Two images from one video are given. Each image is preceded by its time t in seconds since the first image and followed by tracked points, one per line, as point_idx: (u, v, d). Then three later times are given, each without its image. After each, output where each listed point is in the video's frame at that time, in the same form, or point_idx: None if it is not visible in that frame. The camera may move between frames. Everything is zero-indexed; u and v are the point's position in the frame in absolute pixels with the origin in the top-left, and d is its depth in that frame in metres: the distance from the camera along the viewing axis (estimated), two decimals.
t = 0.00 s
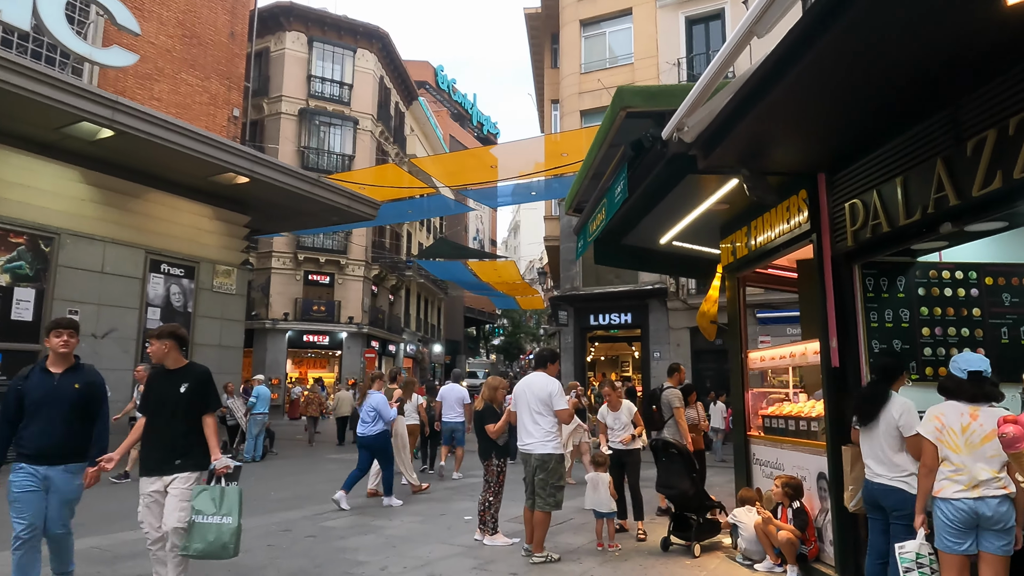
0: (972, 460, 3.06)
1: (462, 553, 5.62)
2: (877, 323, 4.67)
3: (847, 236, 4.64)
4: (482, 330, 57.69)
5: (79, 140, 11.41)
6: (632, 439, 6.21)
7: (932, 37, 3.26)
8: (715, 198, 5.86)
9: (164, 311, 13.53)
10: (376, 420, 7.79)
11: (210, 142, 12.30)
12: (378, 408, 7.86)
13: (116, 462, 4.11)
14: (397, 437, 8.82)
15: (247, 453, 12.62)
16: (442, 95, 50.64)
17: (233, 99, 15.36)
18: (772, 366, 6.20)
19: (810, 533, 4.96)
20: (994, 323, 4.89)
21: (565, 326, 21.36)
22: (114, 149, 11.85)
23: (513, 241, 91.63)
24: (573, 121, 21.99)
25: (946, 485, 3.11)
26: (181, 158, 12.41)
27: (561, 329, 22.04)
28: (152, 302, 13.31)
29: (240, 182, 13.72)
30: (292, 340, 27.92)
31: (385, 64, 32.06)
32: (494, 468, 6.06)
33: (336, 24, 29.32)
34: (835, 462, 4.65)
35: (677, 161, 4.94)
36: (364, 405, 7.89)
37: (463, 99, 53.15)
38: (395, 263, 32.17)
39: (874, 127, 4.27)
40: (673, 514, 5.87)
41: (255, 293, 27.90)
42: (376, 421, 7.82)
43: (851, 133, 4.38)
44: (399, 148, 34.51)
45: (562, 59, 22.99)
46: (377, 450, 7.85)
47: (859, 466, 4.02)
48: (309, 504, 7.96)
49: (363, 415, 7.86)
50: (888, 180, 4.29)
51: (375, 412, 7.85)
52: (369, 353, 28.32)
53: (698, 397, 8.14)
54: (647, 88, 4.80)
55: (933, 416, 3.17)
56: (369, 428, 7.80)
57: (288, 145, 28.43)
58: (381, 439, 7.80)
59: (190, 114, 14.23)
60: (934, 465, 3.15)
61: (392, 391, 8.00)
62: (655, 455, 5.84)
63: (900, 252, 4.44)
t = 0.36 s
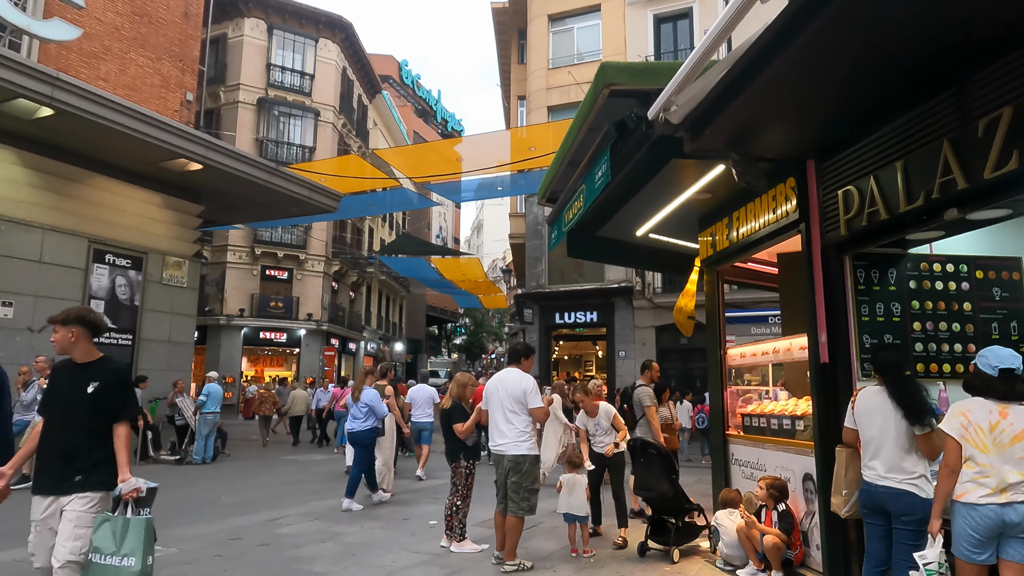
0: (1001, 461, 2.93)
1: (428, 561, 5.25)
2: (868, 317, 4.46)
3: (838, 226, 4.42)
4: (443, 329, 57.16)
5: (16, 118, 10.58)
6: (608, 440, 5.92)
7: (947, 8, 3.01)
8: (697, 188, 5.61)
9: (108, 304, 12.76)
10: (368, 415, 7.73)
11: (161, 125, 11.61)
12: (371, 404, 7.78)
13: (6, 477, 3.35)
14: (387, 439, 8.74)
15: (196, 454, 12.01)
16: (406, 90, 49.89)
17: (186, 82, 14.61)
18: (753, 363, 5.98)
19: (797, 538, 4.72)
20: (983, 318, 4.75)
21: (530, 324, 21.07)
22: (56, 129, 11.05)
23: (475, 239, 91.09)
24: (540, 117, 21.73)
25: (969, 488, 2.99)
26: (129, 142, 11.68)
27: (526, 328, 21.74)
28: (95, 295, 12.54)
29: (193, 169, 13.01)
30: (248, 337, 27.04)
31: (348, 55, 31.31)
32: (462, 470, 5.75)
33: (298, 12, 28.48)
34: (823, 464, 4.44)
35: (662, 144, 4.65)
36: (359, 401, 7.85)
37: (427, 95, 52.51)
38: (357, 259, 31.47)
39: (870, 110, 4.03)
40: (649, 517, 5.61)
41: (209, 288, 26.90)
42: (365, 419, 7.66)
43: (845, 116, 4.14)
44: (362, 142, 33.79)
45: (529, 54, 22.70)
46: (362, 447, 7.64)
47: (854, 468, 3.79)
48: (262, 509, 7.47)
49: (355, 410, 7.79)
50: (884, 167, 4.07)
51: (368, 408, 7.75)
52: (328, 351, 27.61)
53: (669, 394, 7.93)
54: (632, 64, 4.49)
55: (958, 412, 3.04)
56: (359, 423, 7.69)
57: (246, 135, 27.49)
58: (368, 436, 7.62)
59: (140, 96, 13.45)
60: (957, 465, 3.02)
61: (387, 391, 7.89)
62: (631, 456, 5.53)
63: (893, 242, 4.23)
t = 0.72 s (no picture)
0: None
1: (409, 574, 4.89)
2: (878, 315, 4.24)
3: (849, 218, 4.19)
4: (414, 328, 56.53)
5: None
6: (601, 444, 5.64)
7: None
8: (693, 180, 5.38)
9: (63, 299, 12.07)
10: (370, 415, 7.66)
11: (122, 111, 11.00)
12: (372, 404, 7.76)
13: None
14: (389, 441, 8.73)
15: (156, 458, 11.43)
16: (378, 85, 49.16)
17: (148, 67, 13.95)
18: (749, 364, 5.77)
19: (801, 548, 4.50)
20: (994, 317, 4.59)
21: (505, 323, 20.75)
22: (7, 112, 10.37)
23: (447, 238, 90.44)
24: (516, 113, 21.42)
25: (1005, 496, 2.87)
26: (87, 128, 11.05)
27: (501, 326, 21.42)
28: (49, 289, 11.84)
29: (155, 158, 12.40)
30: (213, 335, 26.24)
31: (319, 47, 30.60)
32: (445, 476, 5.42)
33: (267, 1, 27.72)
34: (829, 468, 4.23)
35: (664, 128, 4.36)
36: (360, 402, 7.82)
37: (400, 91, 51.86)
38: (327, 255, 30.79)
39: (886, 94, 3.81)
40: (642, 525, 5.35)
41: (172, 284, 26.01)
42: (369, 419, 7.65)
43: (860, 100, 3.90)
44: (333, 136, 33.10)
45: (506, 49, 22.37)
46: (366, 448, 7.57)
47: (872, 475, 3.56)
48: (227, 516, 7.01)
49: (358, 410, 7.74)
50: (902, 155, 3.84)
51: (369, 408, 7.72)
52: (297, 349, 26.93)
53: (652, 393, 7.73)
54: (634, 42, 4.18)
55: (994, 416, 2.88)
56: (361, 423, 7.63)
57: (212, 126, 26.64)
58: (371, 436, 7.57)
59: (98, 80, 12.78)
60: (993, 472, 2.88)
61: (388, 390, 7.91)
62: (625, 461, 5.26)
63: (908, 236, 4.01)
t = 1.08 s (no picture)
0: None
1: None
2: (898, 317, 4.02)
3: (869, 215, 3.95)
4: (389, 329, 55.98)
5: None
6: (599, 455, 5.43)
7: None
8: (697, 174, 5.14)
9: (22, 297, 11.45)
10: (380, 424, 7.23)
11: (89, 100, 10.46)
12: (383, 411, 7.29)
13: None
14: (396, 442, 8.44)
15: (122, 465, 10.90)
16: (355, 83, 48.53)
17: (117, 56, 13.40)
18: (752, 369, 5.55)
19: (814, 564, 4.26)
20: (1013, 320, 4.43)
21: (485, 325, 20.41)
22: None
23: (423, 239, 89.78)
24: (498, 111, 21.12)
25: None
26: (52, 118, 10.49)
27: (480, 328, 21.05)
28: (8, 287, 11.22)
29: (124, 150, 11.84)
30: (183, 335, 25.51)
31: (295, 42, 30.00)
32: (433, 487, 5.08)
33: None
34: (847, 479, 4.00)
35: (674, 117, 4.09)
36: (370, 407, 7.32)
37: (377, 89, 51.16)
38: (302, 255, 30.15)
39: (914, 82, 3.59)
40: (642, 537, 5.11)
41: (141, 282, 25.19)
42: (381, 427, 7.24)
43: (886, 86, 3.65)
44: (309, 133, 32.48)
45: (487, 46, 22.07)
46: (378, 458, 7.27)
47: (904, 488, 3.37)
48: (198, 529, 6.59)
49: (367, 417, 7.33)
50: (931, 145, 3.60)
51: (381, 415, 7.28)
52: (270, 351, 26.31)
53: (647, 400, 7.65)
54: (644, 23, 3.89)
55: None
56: (372, 432, 7.26)
57: (183, 121, 25.89)
58: (384, 445, 7.23)
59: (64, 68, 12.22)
60: None
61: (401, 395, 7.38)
62: (627, 474, 4.99)
63: (933, 233, 3.79)
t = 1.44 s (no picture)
0: None
1: None
2: (920, 307, 3.79)
3: (891, 198, 3.71)
4: (365, 329, 55.26)
5: None
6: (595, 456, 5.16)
7: None
8: (701, 158, 4.89)
9: None
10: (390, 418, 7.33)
11: (52, 83, 9.91)
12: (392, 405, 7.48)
13: None
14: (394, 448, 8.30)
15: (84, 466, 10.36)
16: (332, 78, 47.76)
17: (82, 39, 12.84)
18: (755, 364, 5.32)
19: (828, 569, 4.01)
20: None
21: (465, 323, 20.03)
22: None
23: (399, 238, 88.88)
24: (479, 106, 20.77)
25: None
26: (11, 100, 9.93)
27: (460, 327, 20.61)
28: None
29: (89, 136, 11.28)
30: (152, 333, 24.73)
31: (271, 33, 29.32)
32: (420, 489, 4.74)
33: None
34: (865, 479, 3.76)
35: (685, 92, 3.81)
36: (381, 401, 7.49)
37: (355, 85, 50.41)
38: (276, 251, 29.45)
39: (943, 55, 3.36)
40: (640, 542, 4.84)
41: (107, 278, 24.34)
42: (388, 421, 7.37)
43: (917, 57, 3.40)
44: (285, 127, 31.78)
45: (468, 40, 21.71)
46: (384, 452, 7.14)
47: (941, 487, 3.12)
48: (164, 535, 6.17)
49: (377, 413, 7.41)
50: (964, 122, 3.36)
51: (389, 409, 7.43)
52: (243, 349, 25.64)
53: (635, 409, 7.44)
54: None
55: None
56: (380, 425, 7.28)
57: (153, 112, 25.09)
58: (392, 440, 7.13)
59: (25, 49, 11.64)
60: None
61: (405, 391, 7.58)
62: (626, 474, 4.71)
63: (959, 218, 3.56)
